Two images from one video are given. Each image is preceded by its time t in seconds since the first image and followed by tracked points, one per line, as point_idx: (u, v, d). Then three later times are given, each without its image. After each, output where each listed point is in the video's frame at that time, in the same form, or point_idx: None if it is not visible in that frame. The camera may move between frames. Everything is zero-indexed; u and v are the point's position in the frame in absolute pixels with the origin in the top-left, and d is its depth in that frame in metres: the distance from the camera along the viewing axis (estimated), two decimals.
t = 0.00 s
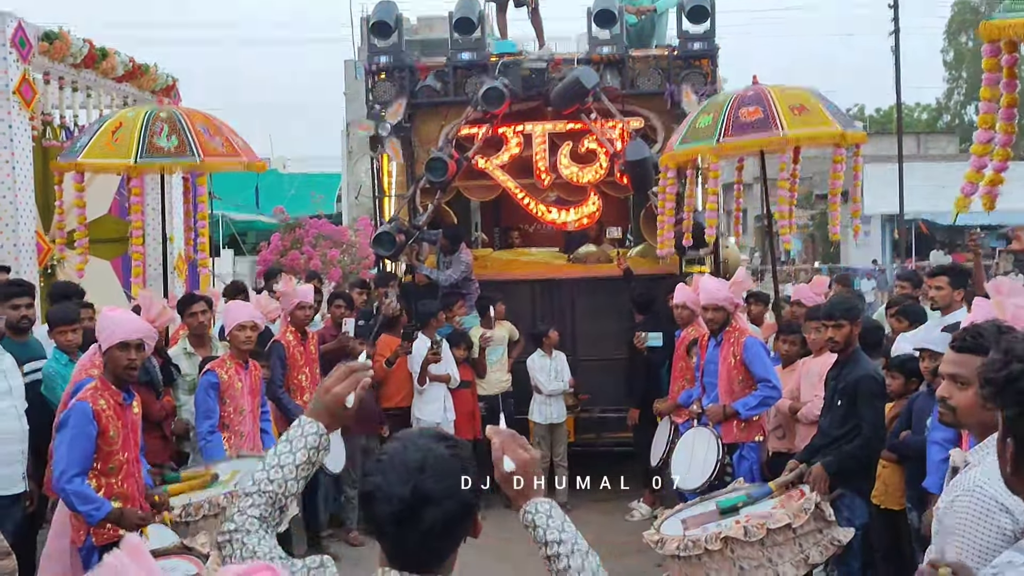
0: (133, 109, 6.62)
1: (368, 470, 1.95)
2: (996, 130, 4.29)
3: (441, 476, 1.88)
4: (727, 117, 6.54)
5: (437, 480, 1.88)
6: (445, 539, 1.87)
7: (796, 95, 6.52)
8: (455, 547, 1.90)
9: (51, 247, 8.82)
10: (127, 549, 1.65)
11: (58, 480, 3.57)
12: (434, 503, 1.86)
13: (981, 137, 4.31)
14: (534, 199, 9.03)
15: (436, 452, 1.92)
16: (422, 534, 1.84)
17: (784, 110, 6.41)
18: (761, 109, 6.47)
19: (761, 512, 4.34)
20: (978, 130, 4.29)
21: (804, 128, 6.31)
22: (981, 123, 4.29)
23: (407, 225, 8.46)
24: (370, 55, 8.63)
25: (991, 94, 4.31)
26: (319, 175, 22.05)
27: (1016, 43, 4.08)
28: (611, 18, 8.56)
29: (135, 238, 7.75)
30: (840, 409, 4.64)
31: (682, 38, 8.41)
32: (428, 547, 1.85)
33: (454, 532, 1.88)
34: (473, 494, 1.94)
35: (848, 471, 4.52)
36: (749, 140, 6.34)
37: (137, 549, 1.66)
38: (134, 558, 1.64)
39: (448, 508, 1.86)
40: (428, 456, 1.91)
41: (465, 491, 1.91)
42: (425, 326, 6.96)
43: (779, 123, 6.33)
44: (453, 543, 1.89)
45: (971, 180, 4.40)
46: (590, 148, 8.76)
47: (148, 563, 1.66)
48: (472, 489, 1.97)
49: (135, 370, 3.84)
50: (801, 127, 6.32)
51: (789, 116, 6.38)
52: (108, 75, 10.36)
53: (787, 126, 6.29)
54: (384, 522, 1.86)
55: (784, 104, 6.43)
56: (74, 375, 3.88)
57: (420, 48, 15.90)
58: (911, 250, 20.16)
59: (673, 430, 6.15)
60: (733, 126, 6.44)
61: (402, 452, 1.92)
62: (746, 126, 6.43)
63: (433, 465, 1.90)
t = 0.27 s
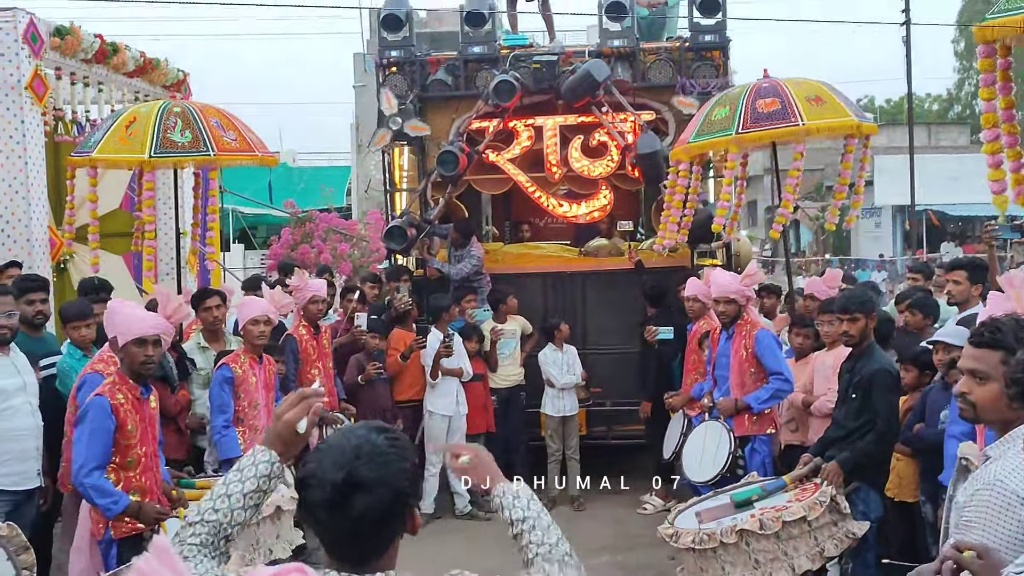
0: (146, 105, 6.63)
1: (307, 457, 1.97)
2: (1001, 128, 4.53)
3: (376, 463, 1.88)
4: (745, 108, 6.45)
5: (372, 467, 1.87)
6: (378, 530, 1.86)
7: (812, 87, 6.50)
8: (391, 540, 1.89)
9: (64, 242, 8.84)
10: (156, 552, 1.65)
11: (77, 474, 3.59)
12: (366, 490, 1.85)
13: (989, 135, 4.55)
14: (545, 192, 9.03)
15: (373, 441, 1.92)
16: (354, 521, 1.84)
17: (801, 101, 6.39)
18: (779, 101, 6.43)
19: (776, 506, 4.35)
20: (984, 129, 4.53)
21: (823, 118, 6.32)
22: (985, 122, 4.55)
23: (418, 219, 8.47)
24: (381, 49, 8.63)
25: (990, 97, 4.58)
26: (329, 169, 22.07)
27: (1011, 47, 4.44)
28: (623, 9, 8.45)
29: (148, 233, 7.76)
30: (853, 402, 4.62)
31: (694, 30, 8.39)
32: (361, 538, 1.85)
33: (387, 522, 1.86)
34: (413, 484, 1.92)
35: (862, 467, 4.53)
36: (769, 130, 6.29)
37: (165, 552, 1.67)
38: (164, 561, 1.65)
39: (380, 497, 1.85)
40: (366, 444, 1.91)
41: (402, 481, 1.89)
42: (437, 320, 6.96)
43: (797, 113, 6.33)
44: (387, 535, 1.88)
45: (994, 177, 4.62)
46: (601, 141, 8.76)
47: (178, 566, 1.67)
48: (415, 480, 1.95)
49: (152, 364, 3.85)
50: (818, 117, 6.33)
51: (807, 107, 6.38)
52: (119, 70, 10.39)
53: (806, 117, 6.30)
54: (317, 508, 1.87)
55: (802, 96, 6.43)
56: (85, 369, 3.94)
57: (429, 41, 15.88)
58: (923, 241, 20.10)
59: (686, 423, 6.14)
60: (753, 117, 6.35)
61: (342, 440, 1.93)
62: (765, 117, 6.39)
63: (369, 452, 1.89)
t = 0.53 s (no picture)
0: (157, 98, 6.64)
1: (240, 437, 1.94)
2: (1005, 124, 4.55)
3: (289, 441, 1.83)
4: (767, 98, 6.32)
5: (285, 446, 1.82)
6: (289, 510, 1.80)
7: (832, 79, 6.42)
8: (311, 522, 1.82)
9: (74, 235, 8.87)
10: (183, 539, 1.63)
11: (99, 465, 3.60)
12: (275, 468, 1.80)
13: (993, 131, 4.57)
14: (553, 186, 9.04)
15: (294, 420, 1.87)
16: (261, 499, 1.80)
17: (822, 92, 6.29)
18: (800, 92, 6.31)
19: (787, 498, 4.36)
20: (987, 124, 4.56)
21: (844, 110, 6.21)
22: (989, 119, 4.58)
23: (427, 212, 8.48)
24: (390, 43, 8.63)
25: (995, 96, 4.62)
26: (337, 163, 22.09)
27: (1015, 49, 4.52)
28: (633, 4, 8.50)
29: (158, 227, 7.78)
30: (864, 395, 4.60)
31: (704, 23, 8.38)
32: (267, 517, 1.81)
33: (297, 503, 1.80)
34: (335, 466, 1.84)
35: (879, 459, 4.51)
36: (794, 121, 6.16)
37: (189, 540, 1.64)
38: (189, 549, 1.63)
39: (289, 476, 1.79)
40: (283, 421, 1.86)
41: (320, 462, 1.82)
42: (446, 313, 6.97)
43: (821, 104, 6.21)
44: (304, 517, 1.81)
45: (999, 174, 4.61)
46: (610, 134, 8.75)
47: (204, 554, 1.65)
48: (341, 463, 1.87)
49: (166, 357, 3.87)
50: (841, 108, 6.21)
51: (828, 98, 6.27)
52: (128, 65, 10.41)
53: (830, 108, 6.19)
54: (231, 485, 1.85)
55: (822, 87, 6.33)
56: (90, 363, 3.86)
57: (438, 35, 15.86)
58: (931, 235, 20.04)
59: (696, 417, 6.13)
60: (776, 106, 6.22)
61: (265, 419, 1.89)
62: (787, 106, 6.25)
63: (287, 431, 1.85)
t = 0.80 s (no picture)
0: (162, 92, 6.66)
1: (221, 437, 1.97)
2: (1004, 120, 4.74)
3: (285, 437, 1.89)
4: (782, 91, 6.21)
5: (284, 441, 1.88)
6: (293, 503, 1.87)
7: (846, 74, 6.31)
8: (309, 511, 1.91)
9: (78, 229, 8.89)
10: (182, 531, 1.67)
11: (118, 459, 3.60)
12: (277, 464, 1.86)
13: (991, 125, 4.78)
14: (557, 181, 9.05)
15: (283, 416, 1.93)
16: (265, 496, 1.86)
17: (837, 87, 6.17)
18: (815, 86, 6.20)
19: (789, 492, 4.37)
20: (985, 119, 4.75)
21: (859, 105, 6.10)
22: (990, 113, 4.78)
23: (431, 207, 8.49)
24: (394, 38, 8.64)
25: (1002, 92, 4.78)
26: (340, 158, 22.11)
27: None
28: None
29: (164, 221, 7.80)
30: (865, 389, 4.63)
31: (707, 18, 8.39)
32: (270, 513, 1.86)
33: (302, 495, 1.87)
34: (328, 453, 1.93)
35: (882, 454, 4.54)
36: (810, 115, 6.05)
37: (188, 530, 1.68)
38: (188, 539, 1.67)
39: (293, 471, 1.86)
40: (275, 421, 1.91)
41: (316, 452, 1.90)
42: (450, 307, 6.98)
43: (836, 97, 6.09)
44: (305, 507, 1.89)
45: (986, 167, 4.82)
46: (614, 129, 8.76)
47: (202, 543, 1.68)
48: (331, 450, 1.97)
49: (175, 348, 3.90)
50: (857, 104, 6.10)
51: (843, 92, 6.16)
52: (133, 58, 10.43)
53: (846, 102, 6.06)
54: (228, 486, 1.89)
55: (837, 81, 6.22)
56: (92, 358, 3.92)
57: (441, 29, 15.87)
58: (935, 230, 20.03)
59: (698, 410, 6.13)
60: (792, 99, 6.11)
61: (248, 418, 1.93)
62: (803, 100, 6.16)
63: (279, 427, 1.90)
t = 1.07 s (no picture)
0: (158, 89, 6.64)
1: (241, 440, 1.92)
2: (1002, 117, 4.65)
3: (308, 438, 1.84)
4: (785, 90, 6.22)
5: (305, 442, 1.83)
6: (316, 505, 1.83)
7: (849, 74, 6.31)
8: (333, 514, 1.86)
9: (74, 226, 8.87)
10: (166, 533, 1.64)
11: (144, 457, 3.51)
12: (301, 466, 1.81)
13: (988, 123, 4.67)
14: (553, 179, 9.05)
15: (305, 416, 1.88)
16: (290, 500, 1.81)
17: (840, 88, 6.17)
18: (818, 85, 6.20)
19: (784, 491, 4.38)
20: (984, 115, 4.64)
21: (863, 106, 6.10)
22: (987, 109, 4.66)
23: (427, 205, 8.49)
24: (390, 35, 8.63)
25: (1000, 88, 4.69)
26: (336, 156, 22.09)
27: None
28: None
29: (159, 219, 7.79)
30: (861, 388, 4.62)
31: (704, 17, 8.39)
32: (293, 515, 1.82)
33: (325, 497, 1.83)
34: (351, 454, 1.89)
35: (874, 454, 4.51)
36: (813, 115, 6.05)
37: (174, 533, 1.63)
38: (174, 544, 1.63)
39: (315, 471, 1.81)
40: (297, 421, 1.87)
41: (339, 452, 1.85)
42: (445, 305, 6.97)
43: (839, 98, 6.09)
44: (328, 509, 1.85)
45: (982, 165, 4.70)
46: (610, 127, 8.76)
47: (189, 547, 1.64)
48: (353, 450, 1.92)
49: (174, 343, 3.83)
50: (860, 104, 6.11)
51: (846, 92, 6.16)
52: (129, 55, 10.41)
53: (848, 102, 6.07)
54: (252, 490, 1.84)
55: (839, 81, 6.22)
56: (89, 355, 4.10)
57: (438, 27, 15.85)
58: (931, 230, 20.05)
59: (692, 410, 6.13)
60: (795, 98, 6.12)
61: (271, 419, 1.89)
62: (806, 100, 6.15)
63: (302, 428, 1.86)
